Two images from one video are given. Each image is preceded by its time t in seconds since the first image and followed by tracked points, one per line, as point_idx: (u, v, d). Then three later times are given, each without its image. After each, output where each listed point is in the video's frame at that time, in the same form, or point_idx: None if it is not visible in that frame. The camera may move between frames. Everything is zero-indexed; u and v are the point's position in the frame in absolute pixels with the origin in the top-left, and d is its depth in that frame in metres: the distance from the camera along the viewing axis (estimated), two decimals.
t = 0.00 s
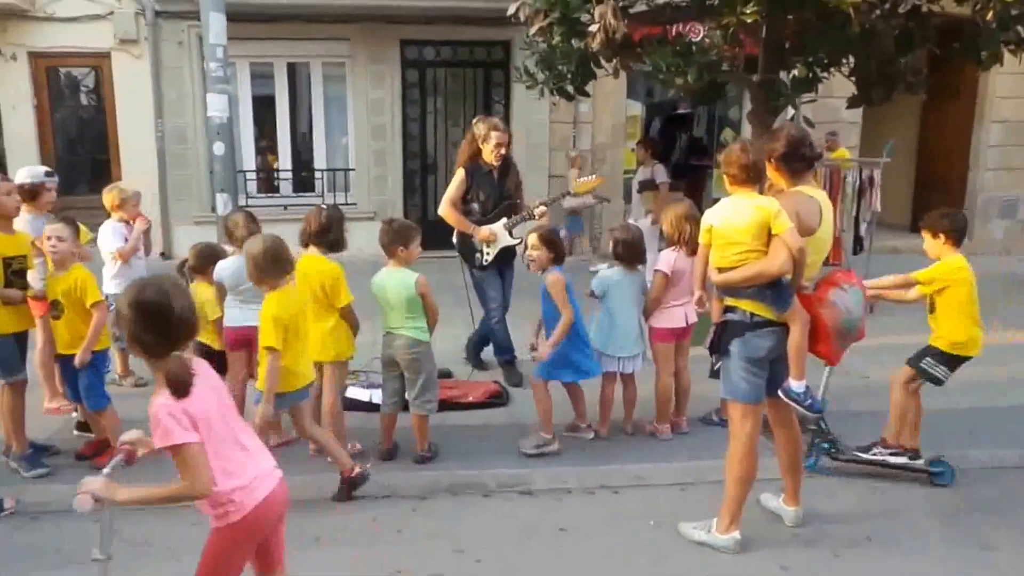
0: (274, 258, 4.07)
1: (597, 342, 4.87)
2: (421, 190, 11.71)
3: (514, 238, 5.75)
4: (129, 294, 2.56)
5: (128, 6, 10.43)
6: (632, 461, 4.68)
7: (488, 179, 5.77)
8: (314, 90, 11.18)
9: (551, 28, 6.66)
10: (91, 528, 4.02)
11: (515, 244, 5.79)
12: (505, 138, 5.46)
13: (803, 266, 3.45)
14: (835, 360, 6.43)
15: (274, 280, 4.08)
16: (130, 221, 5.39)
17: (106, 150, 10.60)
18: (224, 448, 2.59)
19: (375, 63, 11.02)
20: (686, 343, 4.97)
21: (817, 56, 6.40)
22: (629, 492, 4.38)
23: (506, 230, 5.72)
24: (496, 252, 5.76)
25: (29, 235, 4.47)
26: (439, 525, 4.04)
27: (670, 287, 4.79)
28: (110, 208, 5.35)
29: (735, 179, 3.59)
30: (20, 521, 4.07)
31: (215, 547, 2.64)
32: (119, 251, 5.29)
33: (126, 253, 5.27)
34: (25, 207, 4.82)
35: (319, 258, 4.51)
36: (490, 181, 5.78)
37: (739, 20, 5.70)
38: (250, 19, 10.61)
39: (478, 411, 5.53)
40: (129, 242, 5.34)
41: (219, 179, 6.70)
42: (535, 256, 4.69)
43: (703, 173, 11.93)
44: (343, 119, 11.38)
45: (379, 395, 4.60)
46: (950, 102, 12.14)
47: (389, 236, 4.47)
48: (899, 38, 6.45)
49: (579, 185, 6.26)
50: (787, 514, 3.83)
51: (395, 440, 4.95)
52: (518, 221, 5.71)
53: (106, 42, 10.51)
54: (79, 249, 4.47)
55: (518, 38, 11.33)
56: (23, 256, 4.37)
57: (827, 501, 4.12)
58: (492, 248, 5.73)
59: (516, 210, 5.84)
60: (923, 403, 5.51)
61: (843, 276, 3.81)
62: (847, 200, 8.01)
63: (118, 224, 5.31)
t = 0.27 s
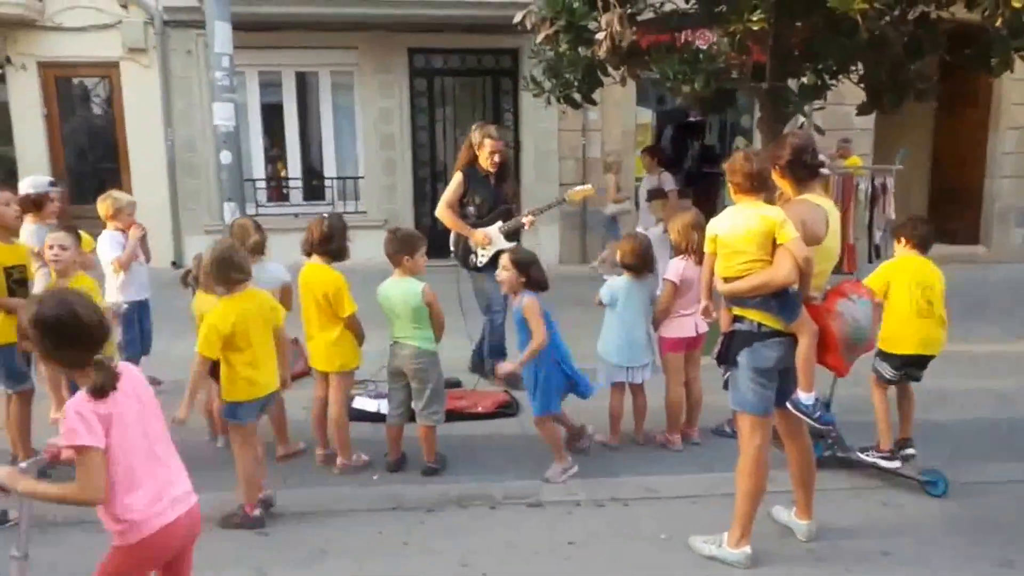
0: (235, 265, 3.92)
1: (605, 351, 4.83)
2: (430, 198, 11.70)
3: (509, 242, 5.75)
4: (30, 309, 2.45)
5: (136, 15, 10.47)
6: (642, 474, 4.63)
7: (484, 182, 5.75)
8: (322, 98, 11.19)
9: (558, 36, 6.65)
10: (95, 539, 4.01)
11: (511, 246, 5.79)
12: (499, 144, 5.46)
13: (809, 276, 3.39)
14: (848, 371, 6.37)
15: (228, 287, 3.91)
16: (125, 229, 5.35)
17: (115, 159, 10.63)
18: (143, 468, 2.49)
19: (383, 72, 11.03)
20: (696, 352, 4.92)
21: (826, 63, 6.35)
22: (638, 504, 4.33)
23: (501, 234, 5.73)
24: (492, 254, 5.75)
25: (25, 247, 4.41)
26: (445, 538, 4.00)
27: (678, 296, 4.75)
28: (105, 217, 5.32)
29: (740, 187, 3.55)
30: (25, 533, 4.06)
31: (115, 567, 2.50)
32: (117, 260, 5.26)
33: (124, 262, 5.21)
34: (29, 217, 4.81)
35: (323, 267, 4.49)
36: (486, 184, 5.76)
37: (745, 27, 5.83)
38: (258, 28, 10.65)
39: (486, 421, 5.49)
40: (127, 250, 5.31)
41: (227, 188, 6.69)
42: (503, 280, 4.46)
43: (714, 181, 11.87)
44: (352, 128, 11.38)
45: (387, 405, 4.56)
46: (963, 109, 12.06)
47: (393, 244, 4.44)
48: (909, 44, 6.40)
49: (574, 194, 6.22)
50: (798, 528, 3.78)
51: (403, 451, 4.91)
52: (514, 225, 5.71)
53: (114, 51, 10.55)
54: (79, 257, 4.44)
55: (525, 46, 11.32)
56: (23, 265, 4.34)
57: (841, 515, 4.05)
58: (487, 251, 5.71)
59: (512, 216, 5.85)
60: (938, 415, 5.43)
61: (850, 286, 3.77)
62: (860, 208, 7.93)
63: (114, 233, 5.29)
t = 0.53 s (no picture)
0: (215, 270, 3.98)
1: (611, 359, 4.80)
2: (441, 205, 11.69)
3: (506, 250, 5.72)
4: None
5: (144, 23, 10.53)
6: (651, 482, 4.59)
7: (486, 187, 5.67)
8: (331, 105, 11.20)
9: (564, 42, 6.63)
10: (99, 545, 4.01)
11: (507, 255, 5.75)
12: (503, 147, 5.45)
13: (809, 285, 3.34)
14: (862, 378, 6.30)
15: (201, 290, 3.94)
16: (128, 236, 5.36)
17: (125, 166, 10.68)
18: (37, 476, 2.45)
19: (391, 78, 11.04)
20: (704, 360, 4.87)
21: (836, 68, 6.30)
22: (645, 512, 4.29)
23: (499, 241, 5.70)
24: (488, 261, 5.70)
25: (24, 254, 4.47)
26: (449, 545, 3.97)
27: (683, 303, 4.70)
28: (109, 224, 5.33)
29: (739, 196, 3.52)
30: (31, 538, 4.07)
31: None
32: (122, 266, 5.30)
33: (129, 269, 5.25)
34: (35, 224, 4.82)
35: (324, 275, 4.48)
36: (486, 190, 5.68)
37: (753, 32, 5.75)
38: (268, 35, 10.69)
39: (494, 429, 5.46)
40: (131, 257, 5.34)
41: (233, 195, 6.71)
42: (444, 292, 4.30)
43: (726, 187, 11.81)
44: (362, 135, 11.40)
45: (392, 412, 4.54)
46: (979, 113, 11.96)
47: (396, 253, 4.42)
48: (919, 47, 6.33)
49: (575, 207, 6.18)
50: (806, 536, 3.73)
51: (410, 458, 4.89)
52: (514, 232, 5.67)
53: (124, 59, 10.61)
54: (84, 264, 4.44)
55: (534, 52, 11.32)
56: (23, 273, 4.39)
57: (852, 523, 3.99)
58: (484, 257, 5.65)
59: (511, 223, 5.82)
60: (952, 423, 5.36)
61: (855, 295, 3.78)
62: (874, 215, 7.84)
63: (118, 240, 5.31)
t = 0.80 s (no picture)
0: (188, 276, 4.01)
1: (620, 363, 4.76)
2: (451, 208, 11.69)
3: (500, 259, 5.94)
4: None
5: (154, 27, 10.58)
6: (659, 486, 4.56)
7: (495, 194, 5.92)
8: (341, 108, 11.22)
9: (573, 45, 6.62)
10: (106, 547, 4.02)
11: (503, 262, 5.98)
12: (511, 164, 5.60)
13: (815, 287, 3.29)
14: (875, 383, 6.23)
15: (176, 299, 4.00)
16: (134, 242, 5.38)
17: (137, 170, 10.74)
18: None
19: (401, 82, 11.05)
20: (713, 364, 4.83)
21: (846, 70, 6.25)
22: (653, 516, 4.27)
23: (496, 250, 5.92)
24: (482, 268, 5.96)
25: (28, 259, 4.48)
26: (455, 548, 3.97)
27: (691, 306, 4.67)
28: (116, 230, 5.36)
29: (741, 197, 3.49)
30: (39, 539, 4.09)
31: None
32: (127, 271, 5.30)
33: (133, 274, 5.27)
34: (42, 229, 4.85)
35: (328, 279, 4.47)
36: (494, 197, 5.92)
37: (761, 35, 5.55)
38: (278, 40, 10.73)
39: (503, 432, 5.44)
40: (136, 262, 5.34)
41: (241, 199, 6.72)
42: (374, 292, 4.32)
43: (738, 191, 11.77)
44: (373, 139, 11.42)
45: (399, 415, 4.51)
46: (994, 115, 11.86)
47: (400, 256, 4.42)
48: (931, 48, 6.26)
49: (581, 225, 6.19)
50: (816, 542, 3.68)
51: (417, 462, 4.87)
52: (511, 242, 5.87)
53: (135, 64, 10.67)
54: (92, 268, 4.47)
55: (544, 55, 11.32)
56: (22, 281, 4.37)
57: (862, 529, 3.95)
58: (478, 265, 5.92)
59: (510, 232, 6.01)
60: (965, 428, 5.30)
61: (859, 300, 3.76)
62: (887, 218, 7.77)
63: (123, 244, 5.32)
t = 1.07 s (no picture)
0: (156, 277, 3.91)
1: (628, 364, 4.75)
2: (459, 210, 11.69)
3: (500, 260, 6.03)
4: None
5: (163, 29, 10.62)
6: (666, 487, 4.55)
7: (490, 196, 6.01)
8: (349, 110, 11.25)
9: (580, 46, 6.61)
10: (114, 546, 4.04)
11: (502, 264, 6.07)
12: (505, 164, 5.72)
13: (828, 283, 3.30)
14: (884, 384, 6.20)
15: (145, 302, 3.92)
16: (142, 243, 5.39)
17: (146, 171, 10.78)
18: None
19: (409, 83, 11.06)
20: (721, 365, 4.81)
21: (855, 70, 6.20)
22: (659, 516, 4.26)
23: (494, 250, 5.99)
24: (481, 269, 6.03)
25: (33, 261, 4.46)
26: (461, 548, 3.96)
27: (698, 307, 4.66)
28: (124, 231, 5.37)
29: (752, 193, 3.46)
30: (47, 539, 4.11)
31: None
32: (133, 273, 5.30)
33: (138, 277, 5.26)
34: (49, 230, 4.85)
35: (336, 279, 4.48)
36: (490, 199, 6.02)
37: (769, 34, 5.58)
38: (286, 41, 10.75)
39: (510, 433, 5.44)
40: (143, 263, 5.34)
41: (249, 199, 6.73)
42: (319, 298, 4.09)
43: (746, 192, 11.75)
44: (381, 140, 11.43)
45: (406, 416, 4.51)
46: (1004, 116, 11.80)
47: (407, 257, 4.43)
48: (941, 48, 6.22)
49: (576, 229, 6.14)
50: (823, 543, 3.66)
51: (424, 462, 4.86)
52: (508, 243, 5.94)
53: (144, 66, 10.71)
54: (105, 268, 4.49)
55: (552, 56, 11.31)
56: (22, 288, 4.32)
57: (871, 530, 3.93)
58: (476, 268, 5.99)
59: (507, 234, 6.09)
60: (974, 429, 5.27)
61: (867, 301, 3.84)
62: (896, 219, 7.74)
63: (130, 246, 5.32)
